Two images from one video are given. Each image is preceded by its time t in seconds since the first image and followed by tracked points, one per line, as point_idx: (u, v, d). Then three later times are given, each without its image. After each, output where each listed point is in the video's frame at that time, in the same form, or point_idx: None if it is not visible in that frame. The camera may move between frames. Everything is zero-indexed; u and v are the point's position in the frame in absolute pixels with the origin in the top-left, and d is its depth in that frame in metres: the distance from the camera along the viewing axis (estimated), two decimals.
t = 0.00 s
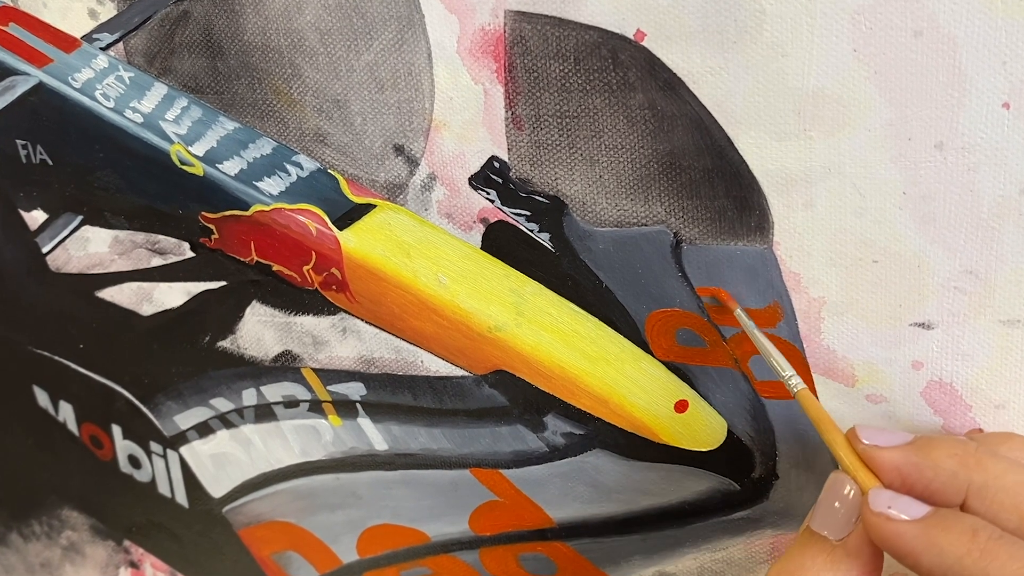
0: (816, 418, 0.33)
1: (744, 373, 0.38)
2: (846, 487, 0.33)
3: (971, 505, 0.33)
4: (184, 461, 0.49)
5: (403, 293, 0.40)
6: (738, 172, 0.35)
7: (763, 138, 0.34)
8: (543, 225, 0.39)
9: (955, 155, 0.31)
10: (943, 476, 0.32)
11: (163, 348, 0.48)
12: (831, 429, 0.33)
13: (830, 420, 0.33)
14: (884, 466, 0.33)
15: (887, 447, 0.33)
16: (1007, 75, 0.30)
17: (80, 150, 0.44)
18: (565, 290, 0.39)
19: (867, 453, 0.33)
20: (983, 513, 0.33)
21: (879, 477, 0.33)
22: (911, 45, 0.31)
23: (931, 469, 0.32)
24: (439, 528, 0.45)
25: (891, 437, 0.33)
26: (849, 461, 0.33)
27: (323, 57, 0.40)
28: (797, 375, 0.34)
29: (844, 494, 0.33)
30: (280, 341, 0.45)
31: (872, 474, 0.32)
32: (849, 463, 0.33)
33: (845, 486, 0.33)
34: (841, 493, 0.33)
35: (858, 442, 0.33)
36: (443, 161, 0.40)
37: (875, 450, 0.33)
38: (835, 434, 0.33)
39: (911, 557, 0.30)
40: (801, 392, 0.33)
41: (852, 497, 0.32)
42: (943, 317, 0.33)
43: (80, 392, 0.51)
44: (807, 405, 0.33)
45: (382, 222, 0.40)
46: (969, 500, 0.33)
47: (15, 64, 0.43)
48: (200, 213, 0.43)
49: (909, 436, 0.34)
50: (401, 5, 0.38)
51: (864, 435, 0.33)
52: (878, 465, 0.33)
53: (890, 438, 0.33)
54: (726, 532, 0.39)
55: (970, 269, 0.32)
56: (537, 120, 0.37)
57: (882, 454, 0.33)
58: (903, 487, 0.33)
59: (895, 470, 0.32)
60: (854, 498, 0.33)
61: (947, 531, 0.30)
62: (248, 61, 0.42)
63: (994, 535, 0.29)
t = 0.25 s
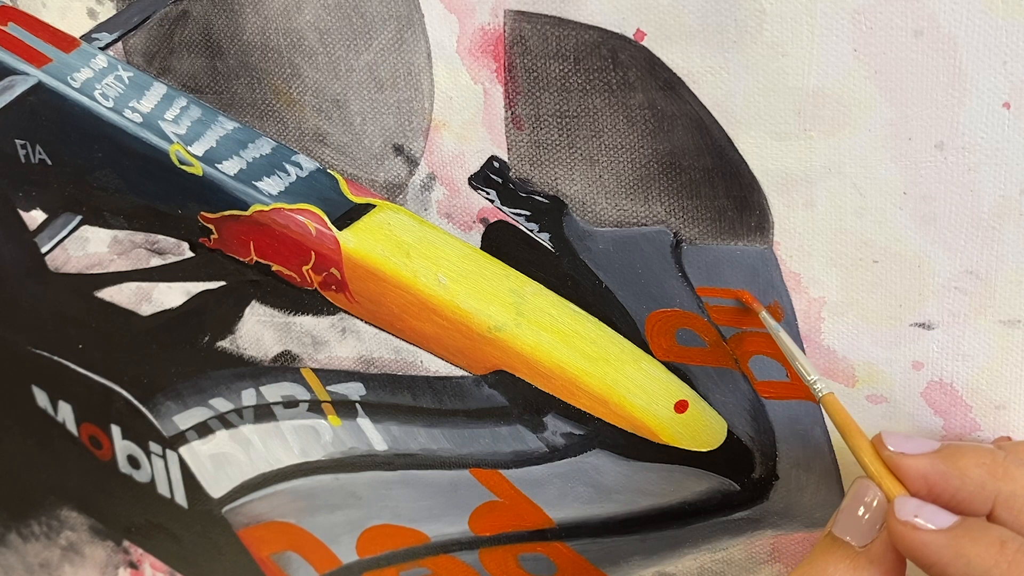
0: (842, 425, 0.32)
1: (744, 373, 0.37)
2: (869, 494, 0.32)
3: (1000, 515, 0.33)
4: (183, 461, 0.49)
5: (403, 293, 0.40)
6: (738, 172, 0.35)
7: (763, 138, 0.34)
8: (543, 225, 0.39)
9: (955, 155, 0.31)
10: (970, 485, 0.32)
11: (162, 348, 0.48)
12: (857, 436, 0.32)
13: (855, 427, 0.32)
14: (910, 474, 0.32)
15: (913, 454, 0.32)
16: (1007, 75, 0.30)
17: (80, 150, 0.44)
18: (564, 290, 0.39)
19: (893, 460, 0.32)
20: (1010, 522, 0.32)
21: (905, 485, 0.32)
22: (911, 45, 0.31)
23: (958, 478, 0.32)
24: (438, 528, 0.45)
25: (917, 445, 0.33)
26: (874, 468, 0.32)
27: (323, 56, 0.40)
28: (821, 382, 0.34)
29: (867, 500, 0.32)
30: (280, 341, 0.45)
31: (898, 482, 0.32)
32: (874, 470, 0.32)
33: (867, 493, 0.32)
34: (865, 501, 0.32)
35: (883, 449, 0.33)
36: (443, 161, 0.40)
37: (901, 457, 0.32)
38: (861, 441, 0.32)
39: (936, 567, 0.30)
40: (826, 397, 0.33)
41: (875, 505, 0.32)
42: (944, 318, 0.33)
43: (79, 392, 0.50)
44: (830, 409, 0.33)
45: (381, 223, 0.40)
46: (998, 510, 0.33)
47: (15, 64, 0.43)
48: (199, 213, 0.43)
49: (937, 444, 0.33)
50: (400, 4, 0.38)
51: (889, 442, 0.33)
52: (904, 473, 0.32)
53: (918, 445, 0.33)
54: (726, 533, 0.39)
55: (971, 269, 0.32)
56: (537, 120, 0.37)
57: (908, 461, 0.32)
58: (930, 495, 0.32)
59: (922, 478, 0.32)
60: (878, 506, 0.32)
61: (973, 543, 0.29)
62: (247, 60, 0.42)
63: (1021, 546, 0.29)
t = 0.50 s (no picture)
0: (862, 436, 0.33)
1: (744, 373, 0.37)
2: (888, 506, 0.32)
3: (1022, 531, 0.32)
4: (182, 461, 0.49)
5: (402, 293, 0.40)
6: (738, 171, 0.35)
7: (763, 138, 0.34)
8: (542, 225, 0.39)
9: (956, 155, 0.31)
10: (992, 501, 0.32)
11: (161, 348, 0.48)
12: (877, 448, 0.32)
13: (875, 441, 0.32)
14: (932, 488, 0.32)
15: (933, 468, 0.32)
16: (1008, 75, 0.30)
17: (79, 150, 0.43)
18: (564, 290, 0.39)
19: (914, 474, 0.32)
20: None
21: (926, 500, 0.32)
22: (911, 45, 0.31)
23: (980, 493, 0.32)
24: (438, 529, 0.44)
25: (938, 459, 0.33)
26: (894, 482, 0.32)
27: (322, 56, 0.40)
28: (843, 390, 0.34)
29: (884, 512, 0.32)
30: (279, 341, 0.45)
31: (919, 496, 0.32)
32: (894, 483, 0.32)
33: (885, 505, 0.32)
34: (883, 513, 0.32)
35: (904, 462, 0.33)
36: (442, 161, 0.39)
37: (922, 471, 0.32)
38: (882, 453, 0.32)
39: None
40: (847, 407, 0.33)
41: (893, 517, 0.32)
42: (945, 318, 0.33)
43: (78, 392, 0.50)
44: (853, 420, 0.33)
45: (381, 222, 0.40)
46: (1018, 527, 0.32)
47: (14, 64, 0.43)
48: (198, 213, 0.43)
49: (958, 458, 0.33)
50: (400, 4, 0.38)
51: (910, 456, 0.33)
52: (926, 487, 0.32)
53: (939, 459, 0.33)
54: (727, 533, 0.39)
55: (971, 269, 0.32)
56: (537, 120, 0.37)
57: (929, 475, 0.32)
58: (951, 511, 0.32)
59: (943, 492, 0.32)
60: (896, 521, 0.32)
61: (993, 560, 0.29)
62: (246, 60, 0.42)
63: None
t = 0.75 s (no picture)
0: (869, 459, 0.32)
1: (744, 373, 0.37)
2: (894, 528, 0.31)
3: None
4: (182, 462, 0.49)
5: (402, 293, 0.40)
6: (738, 171, 0.34)
7: (763, 138, 0.33)
8: (542, 225, 0.39)
9: (956, 155, 0.31)
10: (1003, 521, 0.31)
11: (160, 348, 0.48)
12: (884, 469, 0.32)
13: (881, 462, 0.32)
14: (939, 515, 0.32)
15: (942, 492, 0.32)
16: (1008, 75, 0.30)
17: (78, 149, 0.43)
18: (564, 290, 0.39)
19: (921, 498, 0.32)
20: None
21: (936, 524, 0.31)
22: (912, 45, 0.31)
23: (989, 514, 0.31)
24: (437, 529, 0.44)
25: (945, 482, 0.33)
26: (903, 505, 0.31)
27: (322, 56, 0.40)
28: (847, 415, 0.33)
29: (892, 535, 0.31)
30: (279, 341, 0.45)
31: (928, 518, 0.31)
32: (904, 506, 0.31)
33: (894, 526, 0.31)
34: (890, 537, 0.31)
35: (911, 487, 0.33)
36: (442, 161, 0.39)
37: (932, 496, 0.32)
38: (889, 474, 0.32)
39: None
40: (853, 432, 0.33)
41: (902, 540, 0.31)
42: (945, 318, 0.33)
43: (77, 392, 0.50)
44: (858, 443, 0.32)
45: (380, 222, 0.40)
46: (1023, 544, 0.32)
47: (13, 64, 0.43)
48: (197, 213, 0.43)
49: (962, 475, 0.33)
50: (400, 4, 0.38)
51: (917, 480, 0.33)
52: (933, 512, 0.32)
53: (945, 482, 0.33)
54: (726, 534, 0.39)
55: (972, 269, 0.32)
56: (536, 120, 0.37)
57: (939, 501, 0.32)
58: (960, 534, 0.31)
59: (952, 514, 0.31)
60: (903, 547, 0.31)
61: None
62: (245, 60, 0.42)
63: None
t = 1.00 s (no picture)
0: (812, 406, 0.32)
1: (744, 373, 0.37)
2: (838, 468, 0.32)
3: (967, 487, 0.31)
4: (181, 462, 0.49)
5: (402, 293, 0.40)
6: (738, 171, 0.34)
7: (764, 137, 0.33)
8: (542, 225, 0.39)
9: (957, 155, 0.31)
10: (937, 460, 0.32)
11: (160, 348, 0.47)
12: (828, 415, 0.32)
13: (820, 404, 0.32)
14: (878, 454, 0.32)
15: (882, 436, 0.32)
16: (1008, 74, 0.30)
17: (78, 149, 0.43)
18: (564, 290, 0.39)
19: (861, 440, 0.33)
20: (977, 496, 0.31)
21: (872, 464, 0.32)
22: (912, 44, 0.31)
23: (924, 454, 0.32)
24: (437, 529, 0.44)
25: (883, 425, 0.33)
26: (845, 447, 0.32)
27: (321, 55, 0.40)
28: (793, 365, 0.34)
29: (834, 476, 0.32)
30: (278, 341, 0.45)
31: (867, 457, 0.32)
32: (845, 447, 0.32)
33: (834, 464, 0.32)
34: (832, 474, 0.32)
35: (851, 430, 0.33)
36: (441, 161, 0.39)
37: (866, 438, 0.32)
38: (832, 419, 0.31)
39: (901, 539, 0.29)
40: (794, 379, 0.33)
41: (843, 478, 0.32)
42: (946, 318, 0.33)
43: (76, 393, 0.50)
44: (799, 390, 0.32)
45: (380, 222, 0.40)
46: (964, 483, 0.31)
47: (12, 63, 0.43)
48: (197, 213, 0.43)
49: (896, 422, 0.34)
50: (399, 3, 0.38)
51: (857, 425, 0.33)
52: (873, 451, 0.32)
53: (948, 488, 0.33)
54: (726, 534, 0.39)
55: (972, 269, 0.32)
56: (536, 120, 0.37)
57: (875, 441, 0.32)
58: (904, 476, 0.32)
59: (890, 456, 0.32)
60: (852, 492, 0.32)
61: (941, 507, 0.28)
62: (245, 59, 0.42)
63: (985, 517, 0.27)
